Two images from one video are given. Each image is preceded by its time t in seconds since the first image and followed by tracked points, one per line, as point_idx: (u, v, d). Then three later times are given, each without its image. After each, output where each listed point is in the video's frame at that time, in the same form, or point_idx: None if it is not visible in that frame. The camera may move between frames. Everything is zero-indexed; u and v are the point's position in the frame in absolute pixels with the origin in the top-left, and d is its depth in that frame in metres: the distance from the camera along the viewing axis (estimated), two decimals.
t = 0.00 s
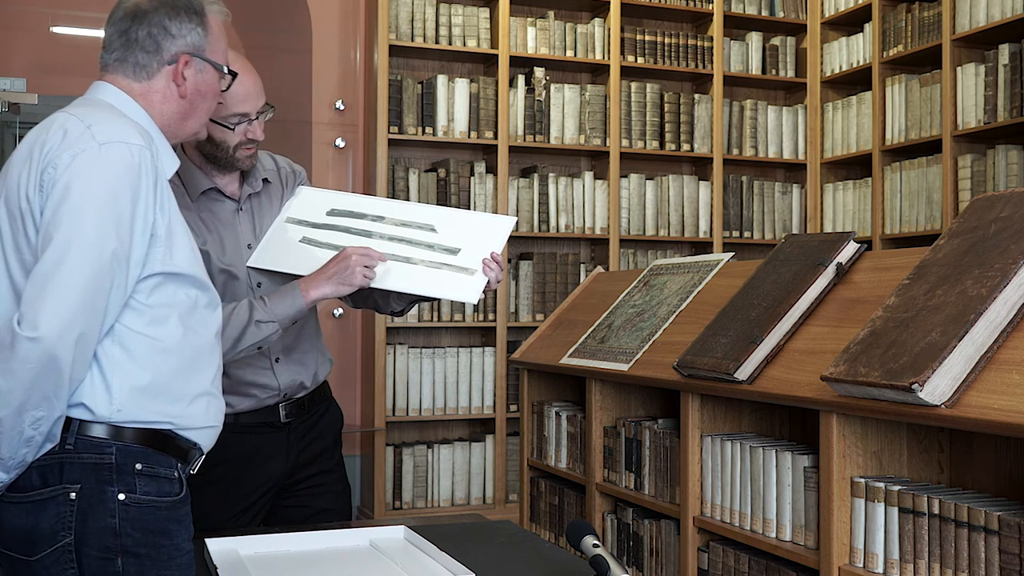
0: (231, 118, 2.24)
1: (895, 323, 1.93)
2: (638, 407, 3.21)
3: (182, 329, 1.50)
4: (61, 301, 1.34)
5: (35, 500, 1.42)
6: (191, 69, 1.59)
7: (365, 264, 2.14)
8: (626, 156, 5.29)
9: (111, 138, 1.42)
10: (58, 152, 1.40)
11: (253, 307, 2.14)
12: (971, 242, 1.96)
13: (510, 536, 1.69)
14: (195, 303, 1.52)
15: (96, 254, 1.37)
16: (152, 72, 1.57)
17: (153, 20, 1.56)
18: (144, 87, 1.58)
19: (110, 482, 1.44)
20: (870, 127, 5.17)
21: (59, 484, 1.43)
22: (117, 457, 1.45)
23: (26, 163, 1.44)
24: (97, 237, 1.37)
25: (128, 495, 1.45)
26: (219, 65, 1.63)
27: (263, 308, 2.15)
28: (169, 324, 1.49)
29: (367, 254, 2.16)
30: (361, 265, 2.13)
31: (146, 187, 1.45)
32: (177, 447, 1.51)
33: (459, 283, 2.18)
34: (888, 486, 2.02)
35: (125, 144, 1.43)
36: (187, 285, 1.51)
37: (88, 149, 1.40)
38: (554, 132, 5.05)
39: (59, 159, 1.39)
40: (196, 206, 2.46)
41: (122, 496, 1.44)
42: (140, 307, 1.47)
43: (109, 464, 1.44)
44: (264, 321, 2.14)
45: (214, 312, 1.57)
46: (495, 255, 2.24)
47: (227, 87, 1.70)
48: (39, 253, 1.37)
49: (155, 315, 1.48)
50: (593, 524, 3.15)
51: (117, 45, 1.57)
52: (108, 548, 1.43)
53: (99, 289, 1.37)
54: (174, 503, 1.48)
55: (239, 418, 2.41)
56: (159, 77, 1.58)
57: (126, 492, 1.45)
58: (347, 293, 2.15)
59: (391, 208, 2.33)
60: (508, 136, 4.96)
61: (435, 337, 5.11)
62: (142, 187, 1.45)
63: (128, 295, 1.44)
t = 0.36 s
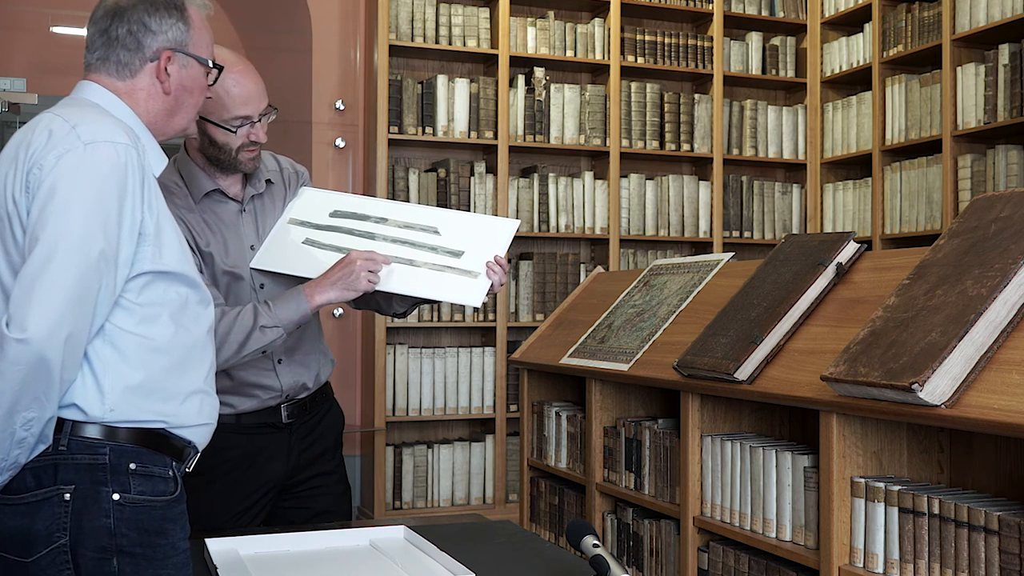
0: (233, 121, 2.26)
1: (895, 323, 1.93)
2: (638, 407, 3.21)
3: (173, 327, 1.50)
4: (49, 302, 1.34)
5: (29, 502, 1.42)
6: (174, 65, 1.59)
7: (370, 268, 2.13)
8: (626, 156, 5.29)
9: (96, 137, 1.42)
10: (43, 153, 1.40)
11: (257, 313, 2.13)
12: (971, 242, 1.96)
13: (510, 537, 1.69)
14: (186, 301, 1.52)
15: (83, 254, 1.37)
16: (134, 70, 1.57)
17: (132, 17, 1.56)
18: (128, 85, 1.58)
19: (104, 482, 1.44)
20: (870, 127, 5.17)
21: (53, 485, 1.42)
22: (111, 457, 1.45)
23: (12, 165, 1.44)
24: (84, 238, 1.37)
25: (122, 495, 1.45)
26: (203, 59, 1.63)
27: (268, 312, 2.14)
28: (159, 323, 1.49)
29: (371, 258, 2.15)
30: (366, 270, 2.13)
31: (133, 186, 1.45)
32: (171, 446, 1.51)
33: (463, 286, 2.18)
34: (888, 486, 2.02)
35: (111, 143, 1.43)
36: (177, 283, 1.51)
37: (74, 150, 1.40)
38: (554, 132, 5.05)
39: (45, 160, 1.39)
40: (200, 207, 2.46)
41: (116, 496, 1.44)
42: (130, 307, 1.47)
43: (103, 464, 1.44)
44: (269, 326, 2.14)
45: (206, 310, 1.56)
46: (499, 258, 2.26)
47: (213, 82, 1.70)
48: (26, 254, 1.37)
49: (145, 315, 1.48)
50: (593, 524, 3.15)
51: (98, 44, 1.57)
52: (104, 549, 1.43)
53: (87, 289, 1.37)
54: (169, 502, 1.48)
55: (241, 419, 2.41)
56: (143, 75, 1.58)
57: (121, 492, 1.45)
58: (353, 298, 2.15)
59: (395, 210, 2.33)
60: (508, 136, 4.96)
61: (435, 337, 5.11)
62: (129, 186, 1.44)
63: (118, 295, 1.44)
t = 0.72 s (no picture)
0: (232, 122, 2.26)
1: (895, 324, 1.93)
2: (638, 407, 3.20)
3: (171, 328, 1.50)
4: (48, 303, 1.34)
5: (28, 502, 1.41)
6: (172, 63, 1.59)
7: (371, 269, 2.12)
8: (626, 156, 5.29)
9: (95, 137, 1.42)
10: (42, 153, 1.40)
11: (258, 314, 2.13)
12: (971, 242, 1.96)
13: (510, 537, 1.69)
14: (185, 301, 1.52)
15: (82, 255, 1.37)
16: (132, 69, 1.57)
17: (129, 16, 1.56)
18: (126, 85, 1.58)
19: (104, 483, 1.44)
20: (870, 127, 5.17)
21: (53, 486, 1.42)
22: (111, 457, 1.45)
23: (11, 165, 1.44)
24: (83, 238, 1.37)
25: (123, 495, 1.45)
26: (201, 58, 1.63)
27: (269, 313, 2.14)
28: (158, 324, 1.49)
29: (372, 259, 2.14)
30: (368, 270, 2.12)
31: (132, 187, 1.45)
32: (171, 446, 1.51)
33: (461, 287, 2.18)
34: (887, 486, 2.02)
35: (109, 143, 1.43)
36: (176, 283, 1.51)
37: (72, 150, 1.40)
38: (554, 132, 5.05)
39: (44, 160, 1.39)
40: (199, 208, 2.46)
41: (117, 497, 1.44)
42: (129, 307, 1.47)
43: (103, 464, 1.44)
44: (270, 327, 2.14)
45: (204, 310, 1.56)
46: (498, 258, 2.25)
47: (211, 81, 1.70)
48: (25, 255, 1.36)
49: (144, 315, 1.48)
50: (593, 524, 3.15)
51: (96, 43, 1.57)
52: (105, 549, 1.43)
53: (86, 289, 1.37)
54: (169, 502, 1.48)
55: (241, 419, 2.41)
56: (141, 74, 1.58)
57: (121, 493, 1.45)
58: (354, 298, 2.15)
59: (394, 210, 2.32)
60: (508, 136, 4.96)
61: (435, 337, 5.11)
62: (128, 187, 1.44)
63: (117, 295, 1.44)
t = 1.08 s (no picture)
0: (229, 123, 2.26)
1: (895, 323, 1.93)
2: (638, 407, 3.21)
3: (173, 329, 1.50)
4: (51, 303, 1.34)
5: (31, 503, 1.42)
6: (175, 64, 1.59)
7: (370, 271, 2.12)
8: (626, 156, 5.29)
9: (97, 138, 1.42)
10: (44, 154, 1.40)
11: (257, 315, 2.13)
12: (971, 242, 1.96)
13: (510, 537, 1.68)
14: (187, 301, 1.52)
15: (84, 255, 1.37)
16: (135, 69, 1.57)
17: (133, 16, 1.56)
18: (129, 84, 1.58)
19: (106, 483, 1.44)
20: (870, 127, 5.17)
21: (56, 486, 1.42)
22: (113, 458, 1.45)
23: (13, 165, 1.44)
24: (85, 239, 1.37)
25: (125, 496, 1.45)
26: (204, 59, 1.63)
27: (268, 315, 2.14)
28: (160, 324, 1.49)
29: (372, 261, 2.13)
30: (366, 273, 2.11)
31: (135, 187, 1.45)
32: (173, 446, 1.51)
33: (459, 285, 2.17)
34: (888, 486, 2.02)
35: (111, 143, 1.43)
36: (178, 284, 1.51)
37: (75, 151, 1.40)
38: (554, 132, 5.05)
39: (46, 160, 1.39)
40: (198, 208, 2.46)
41: (119, 497, 1.44)
42: (131, 308, 1.47)
43: (105, 465, 1.44)
44: (268, 329, 2.13)
45: (206, 311, 1.56)
46: (495, 257, 2.24)
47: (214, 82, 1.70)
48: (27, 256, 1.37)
49: (146, 316, 1.47)
50: (593, 524, 3.15)
51: (99, 43, 1.57)
52: (107, 549, 1.43)
53: (88, 290, 1.37)
54: (171, 503, 1.48)
55: (241, 419, 2.41)
56: (143, 74, 1.58)
57: (123, 493, 1.45)
58: (353, 301, 2.14)
59: (393, 211, 2.34)
60: (508, 136, 4.96)
61: (435, 337, 5.11)
62: (130, 187, 1.44)
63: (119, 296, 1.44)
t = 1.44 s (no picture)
0: (224, 124, 2.26)
1: (895, 323, 1.93)
2: (638, 407, 3.20)
3: (175, 329, 1.50)
4: (52, 303, 1.34)
5: (31, 503, 1.41)
6: (179, 64, 1.59)
7: (367, 271, 2.11)
8: (626, 156, 5.29)
9: (100, 138, 1.42)
10: (47, 154, 1.40)
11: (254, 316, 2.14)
12: (971, 242, 1.96)
13: (509, 537, 1.68)
14: (188, 302, 1.52)
15: (86, 255, 1.37)
16: (138, 69, 1.57)
17: (137, 16, 1.56)
18: (131, 85, 1.58)
19: (107, 484, 1.44)
20: (870, 127, 5.17)
21: (56, 486, 1.42)
22: (114, 458, 1.45)
23: (15, 165, 1.44)
24: (87, 239, 1.37)
25: (126, 496, 1.45)
26: (207, 59, 1.63)
27: (264, 315, 2.15)
28: (161, 324, 1.49)
29: (369, 261, 2.13)
30: (363, 273, 2.11)
31: (137, 187, 1.45)
32: (174, 447, 1.51)
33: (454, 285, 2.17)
34: (888, 486, 2.02)
35: (113, 143, 1.43)
36: (180, 284, 1.51)
37: (78, 150, 1.40)
38: (554, 132, 5.05)
39: (49, 160, 1.39)
40: (195, 208, 2.46)
41: (120, 497, 1.44)
42: (133, 309, 1.46)
43: (106, 465, 1.44)
44: (264, 330, 2.14)
45: (207, 311, 1.57)
46: (491, 258, 2.25)
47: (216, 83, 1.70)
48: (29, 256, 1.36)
49: (147, 316, 1.47)
50: (593, 524, 3.15)
51: (102, 43, 1.57)
52: (108, 550, 1.43)
53: (90, 291, 1.37)
54: (172, 503, 1.48)
55: (240, 419, 2.41)
56: (146, 74, 1.58)
57: (124, 493, 1.45)
58: (350, 301, 2.14)
59: (390, 210, 2.33)
60: (508, 136, 4.96)
61: (435, 337, 5.11)
62: (133, 187, 1.44)
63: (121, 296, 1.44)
